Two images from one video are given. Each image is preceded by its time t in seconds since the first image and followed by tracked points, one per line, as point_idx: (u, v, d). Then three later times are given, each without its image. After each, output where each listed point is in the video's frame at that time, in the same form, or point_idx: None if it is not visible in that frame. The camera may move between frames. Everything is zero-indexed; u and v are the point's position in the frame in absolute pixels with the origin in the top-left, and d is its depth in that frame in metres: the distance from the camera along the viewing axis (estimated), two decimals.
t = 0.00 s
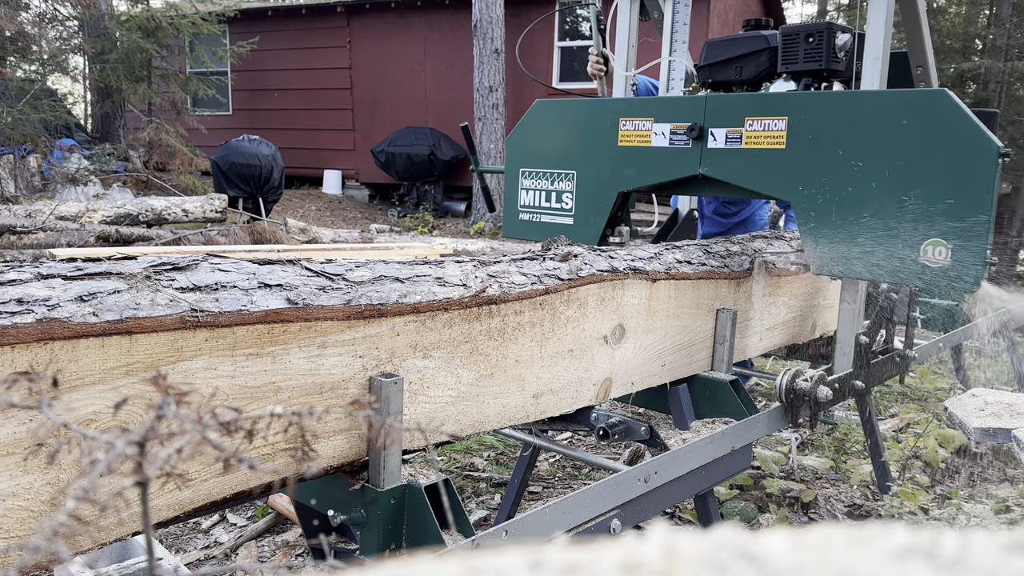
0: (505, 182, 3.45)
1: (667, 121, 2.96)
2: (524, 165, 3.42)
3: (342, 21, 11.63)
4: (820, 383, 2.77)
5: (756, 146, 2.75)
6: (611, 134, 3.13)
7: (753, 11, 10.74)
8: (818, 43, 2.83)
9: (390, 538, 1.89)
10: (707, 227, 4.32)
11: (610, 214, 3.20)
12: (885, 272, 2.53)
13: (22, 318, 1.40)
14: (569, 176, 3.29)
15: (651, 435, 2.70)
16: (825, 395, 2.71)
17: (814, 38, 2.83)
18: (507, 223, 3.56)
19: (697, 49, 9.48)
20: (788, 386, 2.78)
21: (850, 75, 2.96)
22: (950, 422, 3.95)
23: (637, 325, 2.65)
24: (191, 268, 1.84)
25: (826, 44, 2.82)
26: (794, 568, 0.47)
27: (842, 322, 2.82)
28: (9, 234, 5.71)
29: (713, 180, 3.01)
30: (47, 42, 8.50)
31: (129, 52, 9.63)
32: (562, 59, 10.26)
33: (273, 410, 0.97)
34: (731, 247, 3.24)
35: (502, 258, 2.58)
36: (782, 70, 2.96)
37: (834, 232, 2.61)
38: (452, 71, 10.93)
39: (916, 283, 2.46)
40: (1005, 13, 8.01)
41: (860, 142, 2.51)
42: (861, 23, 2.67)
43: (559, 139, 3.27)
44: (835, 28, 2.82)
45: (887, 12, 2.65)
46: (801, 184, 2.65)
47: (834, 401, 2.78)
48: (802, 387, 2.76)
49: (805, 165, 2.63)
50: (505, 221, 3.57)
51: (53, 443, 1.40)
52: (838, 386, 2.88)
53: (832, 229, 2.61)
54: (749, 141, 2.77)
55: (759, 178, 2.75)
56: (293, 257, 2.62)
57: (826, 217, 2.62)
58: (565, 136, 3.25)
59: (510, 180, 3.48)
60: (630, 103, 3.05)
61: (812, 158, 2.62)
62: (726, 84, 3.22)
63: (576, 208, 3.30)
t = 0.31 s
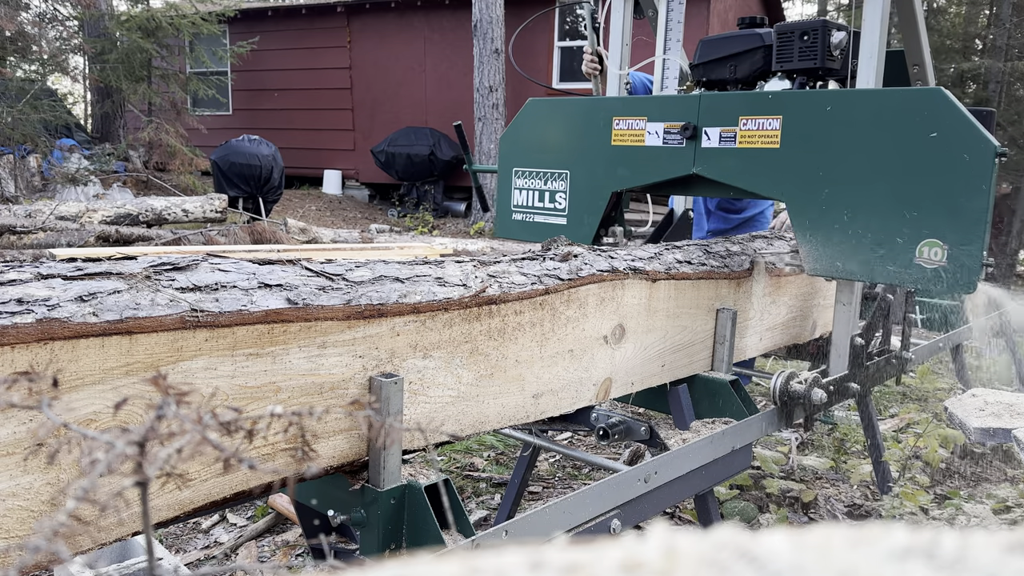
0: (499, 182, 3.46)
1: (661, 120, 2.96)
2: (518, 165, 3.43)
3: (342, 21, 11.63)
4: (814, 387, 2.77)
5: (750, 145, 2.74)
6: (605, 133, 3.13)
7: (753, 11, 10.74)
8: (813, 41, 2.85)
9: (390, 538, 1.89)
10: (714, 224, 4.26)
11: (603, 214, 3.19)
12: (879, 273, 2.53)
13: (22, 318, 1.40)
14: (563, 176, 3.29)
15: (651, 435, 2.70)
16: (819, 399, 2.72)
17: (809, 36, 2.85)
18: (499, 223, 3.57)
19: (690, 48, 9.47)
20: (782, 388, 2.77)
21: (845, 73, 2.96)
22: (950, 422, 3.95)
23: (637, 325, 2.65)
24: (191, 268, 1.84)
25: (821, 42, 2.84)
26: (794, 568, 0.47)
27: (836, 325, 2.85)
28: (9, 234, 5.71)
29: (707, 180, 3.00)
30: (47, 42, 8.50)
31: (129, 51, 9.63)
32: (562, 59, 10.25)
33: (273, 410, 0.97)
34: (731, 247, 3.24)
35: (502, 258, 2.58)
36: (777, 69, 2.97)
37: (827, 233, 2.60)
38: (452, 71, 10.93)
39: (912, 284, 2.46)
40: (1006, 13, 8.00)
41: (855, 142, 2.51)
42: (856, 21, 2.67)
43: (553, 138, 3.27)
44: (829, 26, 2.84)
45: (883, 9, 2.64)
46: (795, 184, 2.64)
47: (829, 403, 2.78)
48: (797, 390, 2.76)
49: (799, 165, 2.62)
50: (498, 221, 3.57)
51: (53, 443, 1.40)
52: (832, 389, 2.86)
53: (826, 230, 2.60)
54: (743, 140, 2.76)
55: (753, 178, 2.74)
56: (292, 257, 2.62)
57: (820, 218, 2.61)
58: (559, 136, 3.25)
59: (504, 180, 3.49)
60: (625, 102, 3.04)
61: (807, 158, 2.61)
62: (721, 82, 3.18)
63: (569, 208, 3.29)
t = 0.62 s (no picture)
0: (491, 181, 3.47)
1: (654, 119, 2.96)
2: (510, 164, 3.44)
3: (342, 21, 11.64)
4: (808, 389, 2.75)
5: (744, 144, 2.74)
6: (598, 132, 3.13)
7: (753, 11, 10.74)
8: (808, 39, 2.84)
9: (390, 538, 1.89)
10: (713, 225, 4.25)
11: (596, 214, 3.19)
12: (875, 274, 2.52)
13: (22, 318, 1.41)
14: (555, 176, 3.29)
15: (651, 435, 2.70)
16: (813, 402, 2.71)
17: (803, 34, 2.85)
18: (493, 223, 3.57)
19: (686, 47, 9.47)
20: (776, 391, 2.76)
21: (840, 72, 2.99)
22: (950, 422, 3.95)
23: (637, 325, 2.65)
24: (191, 268, 1.84)
25: (815, 40, 2.83)
26: (794, 568, 0.47)
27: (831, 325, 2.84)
28: (9, 235, 5.71)
29: (700, 180, 3.00)
30: (47, 42, 8.51)
31: (129, 52, 9.63)
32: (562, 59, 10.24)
33: (273, 409, 0.97)
34: (732, 247, 3.25)
35: (502, 258, 2.58)
36: (771, 67, 2.96)
37: (823, 233, 2.60)
38: (452, 71, 10.94)
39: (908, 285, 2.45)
40: (1006, 12, 7.99)
41: (851, 142, 2.50)
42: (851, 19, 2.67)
43: (545, 138, 3.28)
44: (824, 24, 2.84)
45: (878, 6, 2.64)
46: (791, 184, 2.64)
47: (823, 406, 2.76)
48: (791, 393, 2.75)
49: (795, 163, 2.62)
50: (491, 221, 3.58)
51: (53, 443, 1.40)
52: (826, 391, 2.84)
53: (822, 231, 2.60)
54: (737, 139, 2.76)
55: (747, 177, 2.74)
56: (292, 258, 2.62)
57: (817, 218, 2.60)
58: (551, 135, 3.26)
59: (497, 180, 3.50)
60: (618, 100, 3.05)
61: (802, 156, 2.61)
62: (716, 81, 3.15)
63: (561, 208, 3.30)
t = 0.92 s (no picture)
0: (484, 181, 3.47)
1: (647, 118, 2.95)
2: (503, 164, 3.44)
3: (342, 21, 11.65)
4: (802, 392, 2.72)
5: (737, 143, 2.73)
6: (590, 132, 3.13)
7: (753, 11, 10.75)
8: (802, 37, 2.83)
9: (390, 538, 1.89)
10: (711, 227, 4.24)
11: (588, 214, 3.19)
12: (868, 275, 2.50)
13: (22, 318, 1.41)
14: (548, 175, 3.29)
15: (650, 435, 2.71)
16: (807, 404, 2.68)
17: (797, 32, 2.83)
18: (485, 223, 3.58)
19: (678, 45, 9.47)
20: (769, 395, 2.73)
21: (835, 70, 2.97)
22: (950, 422, 3.95)
23: (637, 326, 2.65)
24: (192, 268, 1.84)
25: (810, 38, 2.82)
26: (794, 568, 0.48)
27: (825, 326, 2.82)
28: (9, 235, 5.71)
29: (693, 179, 2.99)
30: (47, 42, 8.51)
31: (129, 52, 9.64)
32: (562, 59, 10.24)
33: (273, 409, 0.97)
34: (732, 248, 3.27)
35: (502, 258, 2.59)
36: (765, 65, 2.96)
37: (818, 235, 2.58)
38: (452, 71, 10.94)
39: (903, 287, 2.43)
40: (1006, 13, 7.99)
41: (845, 140, 2.49)
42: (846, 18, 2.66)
43: (538, 138, 3.28)
44: (818, 22, 2.82)
45: (872, 5, 2.63)
46: (785, 184, 2.63)
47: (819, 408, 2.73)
48: (784, 396, 2.72)
49: (789, 163, 2.61)
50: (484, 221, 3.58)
51: (53, 443, 1.40)
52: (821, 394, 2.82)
53: (818, 231, 2.58)
54: (730, 138, 2.75)
55: (740, 176, 2.73)
56: (293, 257, 2.63)
57: (811, 219, 2.59)
58: (544, 135, 3.25)
59: (489, 179, 3.50)
60: (611, 99, 3.04)
61: (796, 156, 2.60)
62: (708, 79, 3.17)
63: (554, 208, 3.29)
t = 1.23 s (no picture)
0: (475, 181, 3.45)
1: (639, 117, 2.95)
2: (494, 164, 3.42)
3: (342, 21, 11.65)
4: (795, 394, 2.74)
5: (730, 143, 2.72)
6: (583, 131, 3.12)
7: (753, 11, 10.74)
8: (796, 35, 2.82)
9: (390, 538, 1.89)
10: (710, 228, 4.23)
11: (581, 214, 3.18)
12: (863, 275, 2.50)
13: (22, 318, 1.40)
14: (540, 175, 3.28)
15: (650, 435, 2.71)
16: (801, 407, 2.70)
17: (791, 29, 2.82)
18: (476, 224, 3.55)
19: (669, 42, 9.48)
20: (762, 396, 2.72)
21: (829, 69, 2.94)
22: (949, 422, 3.95)
23: (637, 325, 2.65)
24: (191, 268, 1.84)
25: (803, 36, 2.82)
26: (794, 568, 0.48)
27: (819, 328, 2.82)
28: (9, 234, 5.71)
29: (686, 179, 2.99)
30: (47, 42, 8.51)
31: (129, 52, 9.64)
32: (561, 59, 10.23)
33: (273, 409, 0.97)
34: (732, 247, 3.28)
35: (502, 258, 2.59)
36: (759, 63, 2.94)
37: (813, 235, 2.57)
38: (452, 71, 10.94)
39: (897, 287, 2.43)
40: (1006, 12, 7.98)
41: (839, 139, 2.48)
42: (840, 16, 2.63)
43: (530, 138, 3.27)
44: (812, 20, 2.82)
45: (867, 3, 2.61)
46: (779, 184, 2.62)
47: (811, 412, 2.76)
48: (777, 398, 2.73)
49: (782, 162, 2.60)
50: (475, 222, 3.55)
51: (53, 443, 1.40)
52: (815, 397, 2.83)
53: (812, 231, 2.57)
54: (723, 138, 2.74)
55: (733, 175, 2.73)
56: (293, 257, 2.63)
57: (806, 219, 2.58)
58: (536, 135, 3.24)
59: (480, 179, 3.48)
60: (604, 98, 3.03)
61: (790, 155, 2.59)
62: (701, 78, 3.15)
63: (546, 208, 3.28)
